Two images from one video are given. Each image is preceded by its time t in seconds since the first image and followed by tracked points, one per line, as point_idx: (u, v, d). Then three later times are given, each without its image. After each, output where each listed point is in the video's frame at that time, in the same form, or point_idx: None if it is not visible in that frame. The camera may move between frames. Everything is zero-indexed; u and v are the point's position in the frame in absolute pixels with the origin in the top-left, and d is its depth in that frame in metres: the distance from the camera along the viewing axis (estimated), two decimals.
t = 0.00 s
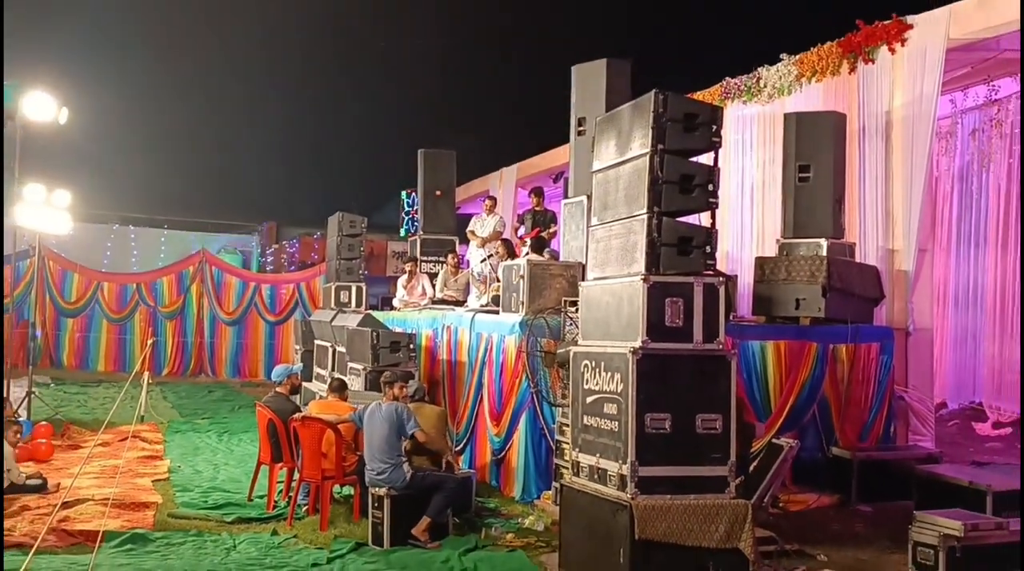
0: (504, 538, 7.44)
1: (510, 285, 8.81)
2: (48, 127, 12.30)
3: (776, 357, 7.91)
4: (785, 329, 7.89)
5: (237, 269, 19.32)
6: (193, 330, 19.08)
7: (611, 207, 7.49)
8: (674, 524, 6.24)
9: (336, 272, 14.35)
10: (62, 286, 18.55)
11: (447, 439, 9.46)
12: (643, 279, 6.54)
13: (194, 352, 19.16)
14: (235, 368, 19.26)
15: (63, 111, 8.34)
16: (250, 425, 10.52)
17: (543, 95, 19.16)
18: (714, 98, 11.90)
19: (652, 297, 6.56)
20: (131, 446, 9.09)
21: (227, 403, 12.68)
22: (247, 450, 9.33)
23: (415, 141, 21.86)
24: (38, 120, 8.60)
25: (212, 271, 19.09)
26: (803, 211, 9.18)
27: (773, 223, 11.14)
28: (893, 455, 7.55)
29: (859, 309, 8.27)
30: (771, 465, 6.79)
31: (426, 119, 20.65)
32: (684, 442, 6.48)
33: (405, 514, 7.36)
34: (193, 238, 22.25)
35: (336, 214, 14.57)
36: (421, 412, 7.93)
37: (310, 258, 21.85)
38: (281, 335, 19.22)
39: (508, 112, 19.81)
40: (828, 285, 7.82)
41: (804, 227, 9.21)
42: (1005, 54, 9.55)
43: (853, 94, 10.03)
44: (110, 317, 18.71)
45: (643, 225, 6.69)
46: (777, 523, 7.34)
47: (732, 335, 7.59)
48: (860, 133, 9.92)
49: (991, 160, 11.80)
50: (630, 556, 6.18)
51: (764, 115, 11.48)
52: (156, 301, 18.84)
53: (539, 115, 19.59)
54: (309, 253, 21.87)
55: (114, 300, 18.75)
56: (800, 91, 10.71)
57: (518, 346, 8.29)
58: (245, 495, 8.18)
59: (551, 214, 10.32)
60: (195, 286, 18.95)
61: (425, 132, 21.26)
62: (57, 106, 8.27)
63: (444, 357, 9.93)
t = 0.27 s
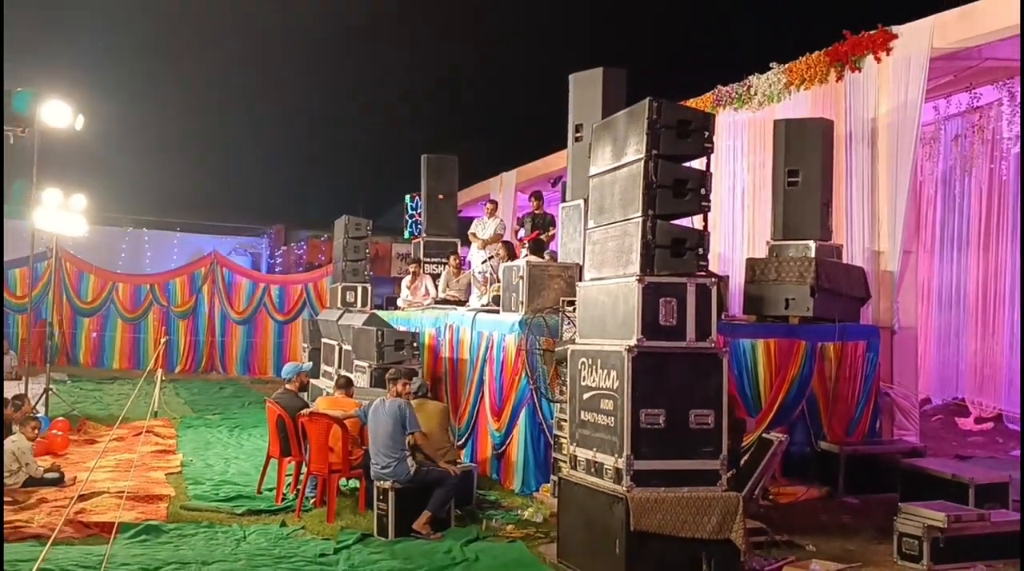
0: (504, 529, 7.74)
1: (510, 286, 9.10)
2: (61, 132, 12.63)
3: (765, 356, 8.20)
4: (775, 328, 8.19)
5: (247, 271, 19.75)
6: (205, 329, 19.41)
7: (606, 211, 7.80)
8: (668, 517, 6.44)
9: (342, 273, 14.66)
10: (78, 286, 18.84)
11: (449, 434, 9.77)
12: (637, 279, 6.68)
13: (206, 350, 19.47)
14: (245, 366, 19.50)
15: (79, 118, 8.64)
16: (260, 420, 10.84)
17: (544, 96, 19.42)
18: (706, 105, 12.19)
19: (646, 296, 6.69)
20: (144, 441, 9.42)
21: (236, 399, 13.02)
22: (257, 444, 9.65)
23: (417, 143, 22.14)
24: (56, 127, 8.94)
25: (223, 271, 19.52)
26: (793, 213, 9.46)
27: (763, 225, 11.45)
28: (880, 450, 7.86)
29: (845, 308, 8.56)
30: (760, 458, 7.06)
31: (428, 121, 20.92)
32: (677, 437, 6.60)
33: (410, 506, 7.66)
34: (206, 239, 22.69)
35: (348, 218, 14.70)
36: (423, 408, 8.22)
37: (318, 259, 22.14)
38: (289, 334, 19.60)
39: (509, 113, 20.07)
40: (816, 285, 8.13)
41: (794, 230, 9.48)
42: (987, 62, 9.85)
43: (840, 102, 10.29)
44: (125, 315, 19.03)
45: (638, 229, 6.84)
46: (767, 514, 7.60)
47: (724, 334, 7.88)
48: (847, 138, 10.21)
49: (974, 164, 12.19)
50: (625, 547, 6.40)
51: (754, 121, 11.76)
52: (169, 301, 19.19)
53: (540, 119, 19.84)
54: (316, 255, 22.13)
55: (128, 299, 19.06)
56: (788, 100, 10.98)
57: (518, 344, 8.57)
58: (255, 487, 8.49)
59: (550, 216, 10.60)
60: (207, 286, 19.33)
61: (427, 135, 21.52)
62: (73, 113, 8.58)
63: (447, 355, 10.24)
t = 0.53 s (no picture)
0: (504, 520, 8.04)
1: (510, 286, 9.39)
2: (74, 137, 12.99)
3: (755, 352, 8.54)
4: (765, 326, 8.52)
5: (257, 272, 20.20)
6: (216, 328, 19.80)
7: (602, 214, 8.11)
8: (662, 508, 6.38)
9: (348, 273, 14.97)
10: (95, 285, 18.82)
11: (451, 429, 10.09)
12: (632, 279, 6.68)
13: (217, 347, 19.90)
14: (256, 363, 20.07)
15: (94, 124, 8.98)
16: (268, 415, 11.18)
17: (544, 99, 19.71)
18: (698, 113, 12.55)
19: (640, 296, 6.69)
20: (158, 436, 9.77)
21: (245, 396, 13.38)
22: (266, 439, 9.99)
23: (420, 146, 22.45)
24: (73, 133, 9.27)
25: (233, 272, 19.90)
26: (782, 215, 9.75)
27: (752, 228, 11.76)
28: (866, 444, 8.17)
29: (832, 307, 8.87)
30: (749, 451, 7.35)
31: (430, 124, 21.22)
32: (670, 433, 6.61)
33: (413, 497, 7.96)
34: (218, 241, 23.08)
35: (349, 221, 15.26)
36: (426, 404, 8.52)
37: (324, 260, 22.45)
38: (297, 332, 20.18)
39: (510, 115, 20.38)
40: (804, 285, 8.46)
41: (783, 232, 9.77)
42: (968, 70, 10.19)
43: (827, 108, 10.58)
44: (139, 315, 19.19)
45: (632, 230, 6.82)
46: (758, 505, 7.88)
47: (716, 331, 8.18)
48: (834, 143, 10.51)
49: (957, 168, 12.73)
50: (621, 539, 6.32)
51: (744, 127, 12.07)
52: (182, 301, 19.50)
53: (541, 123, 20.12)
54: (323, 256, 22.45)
55: (142, 299, 19.20)
56: (778, 107, 11.29)
57: (517, 342, 8.88)
58: (264, 480, 8.82)
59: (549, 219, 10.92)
60: (218, 286, 19.74)
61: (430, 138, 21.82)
62: (88, 120, 8.92)
63: (448, 352, 10.56)
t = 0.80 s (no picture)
0: (504, 510, 8.39)
1: (511, 285, 9.72)
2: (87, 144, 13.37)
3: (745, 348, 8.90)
4: (754, 324, 8.87)
5: (268, 273, 20.48)
6: (228, 326, 20.21)
7: (597, 216, 8.47)
8: (655, 498, 6.65)
9: (354, 274, 15.36)
10: (111, 286, 19.57)
11: (453, 422, 10.46)
12: (627, 279, 6.92)
13: (229, 345, 20.35)
14: (266, 360, 20.32)
15: (110, 131, 9.34)
16: (278, 410, 11.54)
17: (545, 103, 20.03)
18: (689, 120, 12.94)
19: (635, 295, 6.92)
20: (172, 430, 10.15)
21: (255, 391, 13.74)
22: (276, 432, 10.37)
23: (423, 149, 22.78)
24: (90, 139, 9.65)
25: (245, 273, 20.27)
26: (771, 218, 10.10)
27: (742, 230, 12.11)
28: (851, 437, 8.51)
29: (819, 306, 9.21)
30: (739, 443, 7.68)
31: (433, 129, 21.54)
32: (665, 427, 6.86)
33: (417, 488, 8.30)
34: (229, 244, 23.50)
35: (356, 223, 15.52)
36: (429, 399, 8.86)
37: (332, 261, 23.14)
38: (306, 331, 20.32)
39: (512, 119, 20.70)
40: (793, 285, 8.82)
41: (772, 234, 10.14)
42: (951, 79, 10.54)
43: (814, 115, 10.93)
44: (154, 314, 19.74)
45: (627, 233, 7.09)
46: (748, 496, 8.22)
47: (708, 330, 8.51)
48: (820, 149, 10.81)
49: (938, 172, 13.20)
50: (616, 528, 6.61)
51: (735, 133, 12.44)
52: (194, 300, 19.96)
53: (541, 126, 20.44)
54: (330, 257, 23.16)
55: (157, 298, 19.77)
56: (767, 113, 11.69)
57: (517, 340, 9.22)
58: (274, 472, 9.19)
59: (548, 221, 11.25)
60: (229, 286, 20.15)
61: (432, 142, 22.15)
62: (104, 128, 9.27)
63: (450, 349, 10.92)
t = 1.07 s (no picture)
0: (505, 501, 8.73)
1: (511, 285, 10.06)
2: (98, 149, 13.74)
3: (736, 345, 9.29)
4: (744, 322, 9.26)
5: (277, 273, 20.84)
6: (239, 324, 20.65)
7: (594, 219, 8.81)
8: (650, 490, 6.89)
9: (360, 275, 15.71)
10: (127, 287, 20.19)
11: (456, 417, 10.82)
12: (622, 280, 7.18)
13: (240, 342, 20.79)
14: (274, 357, 20.71)
15: (125, 137, 9.71)
16: (286, 406, 11.91)
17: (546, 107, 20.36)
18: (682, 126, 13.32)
19: (630, 295, 7.17)
20: (185, 425, 10.52)
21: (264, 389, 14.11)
22: (286, 427, 10.74)
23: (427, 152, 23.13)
24: (106, 145, 10.05)
25: (255, 274, 20.61)
26: (761, 221, 10.45)
27: (733, 231, 12.45)
28: (838, 431, 8.86)
29: (808, 305, 9.56)
30: (729, 436, 8.02)
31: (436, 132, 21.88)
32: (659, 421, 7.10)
33: (421, 480, 8.65)
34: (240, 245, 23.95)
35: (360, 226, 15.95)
36: (432, 395, 9.22)
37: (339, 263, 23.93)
38: (314, 330, 20.57)
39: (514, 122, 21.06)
40: (782, 284, 9.16)
41: (762, 237, 10.47)
42: (935, 87, 10.89)
43: (802, 121, 11.27)
44: (167, 313, 20.33)
45: (623, 235, 7.39)
46: (739, 487, 8.55)
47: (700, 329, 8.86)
48: (808, 154, 11.15)
49: (922, 176, 13.49)
50: (613, 520, 6.87)
51: (726, 139, 12.79)
52: (206, 299, 20.50)
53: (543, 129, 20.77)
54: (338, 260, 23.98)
55: (171, 298, 20.33)
56: (755, 120, 12.03)
57: (517, 339, 9.57)
58: (283, 466, 9.55)
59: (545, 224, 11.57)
60: (240, 287, 20.58)
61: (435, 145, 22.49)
62: (119, 134, 9.65)
63: (453, 346, 11.29)
